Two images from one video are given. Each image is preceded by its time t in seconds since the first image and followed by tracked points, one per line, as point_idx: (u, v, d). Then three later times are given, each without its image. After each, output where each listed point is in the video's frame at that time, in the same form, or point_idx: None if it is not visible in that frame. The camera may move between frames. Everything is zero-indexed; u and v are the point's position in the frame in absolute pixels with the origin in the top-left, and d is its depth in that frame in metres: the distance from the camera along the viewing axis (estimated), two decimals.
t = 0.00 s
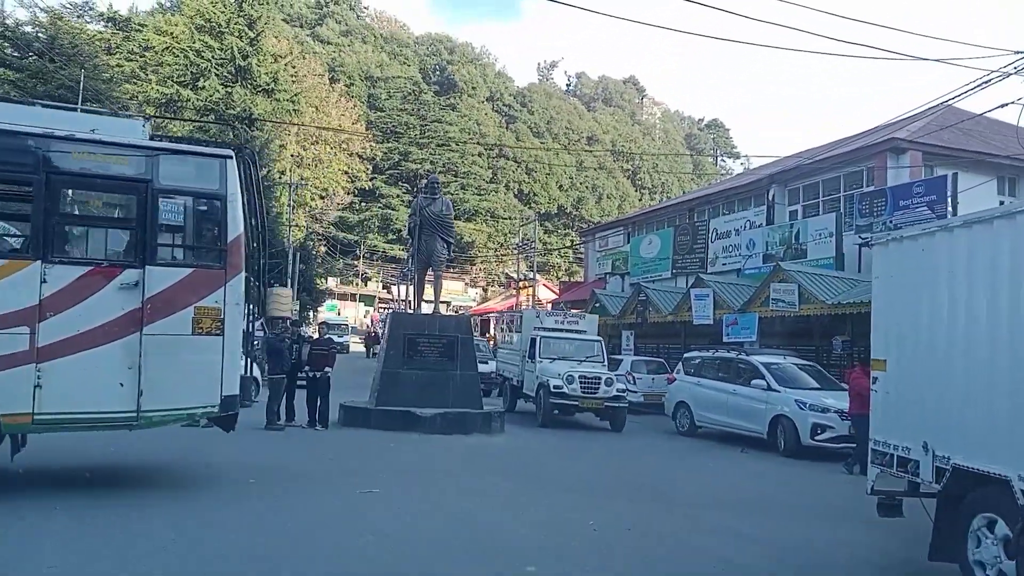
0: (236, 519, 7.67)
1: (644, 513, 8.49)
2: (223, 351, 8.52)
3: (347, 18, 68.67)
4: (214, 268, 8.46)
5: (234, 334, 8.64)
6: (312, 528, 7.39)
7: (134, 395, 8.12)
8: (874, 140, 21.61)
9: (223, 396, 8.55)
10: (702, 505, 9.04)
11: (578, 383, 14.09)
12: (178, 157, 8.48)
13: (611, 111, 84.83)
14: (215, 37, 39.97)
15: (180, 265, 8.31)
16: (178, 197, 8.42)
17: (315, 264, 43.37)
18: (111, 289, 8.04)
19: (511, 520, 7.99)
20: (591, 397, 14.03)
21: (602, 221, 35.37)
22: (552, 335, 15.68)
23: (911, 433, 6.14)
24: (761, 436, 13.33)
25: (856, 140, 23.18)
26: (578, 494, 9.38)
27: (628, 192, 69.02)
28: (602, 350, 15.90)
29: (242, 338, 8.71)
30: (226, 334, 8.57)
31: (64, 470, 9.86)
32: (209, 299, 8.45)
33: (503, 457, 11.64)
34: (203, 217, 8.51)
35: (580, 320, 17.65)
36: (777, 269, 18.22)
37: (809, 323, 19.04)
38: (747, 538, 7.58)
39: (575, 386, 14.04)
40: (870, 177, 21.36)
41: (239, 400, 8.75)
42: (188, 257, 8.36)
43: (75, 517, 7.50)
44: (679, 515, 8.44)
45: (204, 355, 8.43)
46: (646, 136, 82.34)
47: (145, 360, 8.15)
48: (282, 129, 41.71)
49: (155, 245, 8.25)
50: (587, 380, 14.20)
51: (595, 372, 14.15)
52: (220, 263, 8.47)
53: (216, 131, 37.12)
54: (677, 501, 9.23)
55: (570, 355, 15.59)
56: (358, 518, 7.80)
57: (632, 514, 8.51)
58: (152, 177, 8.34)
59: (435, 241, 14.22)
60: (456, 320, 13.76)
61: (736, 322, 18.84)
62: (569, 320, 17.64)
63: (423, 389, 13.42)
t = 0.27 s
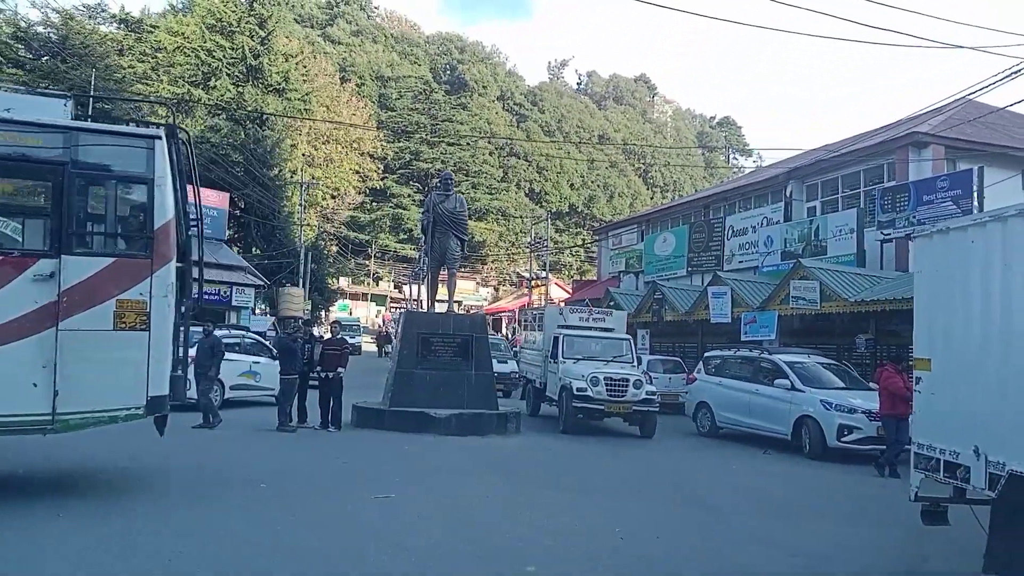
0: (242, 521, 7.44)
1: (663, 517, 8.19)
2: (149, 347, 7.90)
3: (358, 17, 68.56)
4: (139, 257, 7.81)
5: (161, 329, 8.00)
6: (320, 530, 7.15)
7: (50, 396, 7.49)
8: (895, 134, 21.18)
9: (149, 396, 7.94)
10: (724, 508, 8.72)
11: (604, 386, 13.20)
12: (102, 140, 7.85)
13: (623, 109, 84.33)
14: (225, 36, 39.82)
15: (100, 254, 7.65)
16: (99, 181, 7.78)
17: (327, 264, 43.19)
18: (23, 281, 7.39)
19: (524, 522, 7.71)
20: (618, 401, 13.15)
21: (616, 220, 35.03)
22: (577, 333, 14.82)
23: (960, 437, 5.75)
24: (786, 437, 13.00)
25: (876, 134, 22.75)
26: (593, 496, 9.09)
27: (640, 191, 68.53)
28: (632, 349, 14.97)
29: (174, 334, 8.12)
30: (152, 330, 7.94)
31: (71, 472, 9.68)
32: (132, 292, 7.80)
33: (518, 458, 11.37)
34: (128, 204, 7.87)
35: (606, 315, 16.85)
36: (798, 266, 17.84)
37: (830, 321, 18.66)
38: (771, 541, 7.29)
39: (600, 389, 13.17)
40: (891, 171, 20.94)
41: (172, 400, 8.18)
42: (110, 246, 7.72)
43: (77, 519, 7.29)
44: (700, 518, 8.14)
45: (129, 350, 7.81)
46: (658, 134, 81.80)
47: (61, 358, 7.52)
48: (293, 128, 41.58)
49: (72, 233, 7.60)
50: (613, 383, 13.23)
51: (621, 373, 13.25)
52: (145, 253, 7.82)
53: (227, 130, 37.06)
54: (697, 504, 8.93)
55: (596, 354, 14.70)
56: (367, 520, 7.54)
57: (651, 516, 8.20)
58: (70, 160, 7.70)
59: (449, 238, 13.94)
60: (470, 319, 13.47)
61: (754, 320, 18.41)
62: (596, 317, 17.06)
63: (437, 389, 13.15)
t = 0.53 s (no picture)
0: (254, 526, 7.23)
1: (688, 521, 7.91)
2: (65, 343, 7.22)
3: (370, 19, 68.50)
4: (56, 247, 7.15)
5: (82, 325, 7.32)
6: (334, 535, 6.93)
7: None
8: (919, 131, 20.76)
9: (68, 398, 7.25)
10: (749, 512, 8.44)
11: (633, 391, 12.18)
12: (17, 120, 7.23)
13: (635, 109, 83.85)
14: (238, 37, 39.72)
15: (9, 243, 6.99)
16: (11, 164, 7.13)
17: (340, 265, 43.06)
18: None
19: (545, 527, 7.46)
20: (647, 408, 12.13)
21: (630, 220, 34.67)
22: (604, 334, 13.78)
23: (1015, 442, 5.42)
24: (811, 441, 12.69)
25: (898, 131, 22.32)
26: (613, 499, 8.83)
27: (653, 191, 68.05)
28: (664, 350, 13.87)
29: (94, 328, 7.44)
30: (71, 326, 7.25)
31: (81, 477, 9.51)
32: (48, 285, 7.13)
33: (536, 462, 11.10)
34: (44, 190, 7.22)
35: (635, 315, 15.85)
36: (820, 265, 17.41)
37: (852, 321, 18.27)
38: (801, 549, 7.00)
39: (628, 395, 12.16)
40: (915, 169, 20.52)
41: (96, 400, 7.52)
42: (24, 234, 7.07)
43: (84, 525, 7.11)
44: (727, 522, 7.86)
45: (45, 348, 7.14)
46: (671, 134, 81.24)
47: None
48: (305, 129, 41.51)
49: None
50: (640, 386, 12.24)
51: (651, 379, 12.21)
52: (63, 242, 7.16)
53: (240, 131, 37.07)
54: (722, 508, 8.64)
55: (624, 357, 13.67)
56: (383, 525, 7.30)
57: (674, 520, 7.94)
58: None
59: (464, 237, 13.67)
60: (486, 319, 13.17)
61: (774, 321, 17.99)
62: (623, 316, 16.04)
63: (453, 391, 12.87)
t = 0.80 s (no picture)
0: (271, 533, 7.06)
1: (716, 528, 7.66)
2: None
3: (382, 21, 68.42)
4: None
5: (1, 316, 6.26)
6: (352, 542, 6.74)
7: None
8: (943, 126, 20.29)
9: None
10: (778, 519, 8.16)
11: (661, 396, 11.43)
12: None
13: (649, 108, 83.35)
14: (252, 38, 39.64)
15: None
16: None
17: (354, 266, 42.88)
18: None
19: (569, 534, 7.19)
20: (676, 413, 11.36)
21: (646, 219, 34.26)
22: (631, 333, 12.88)
23: None
24: (839, 445, 12.35)
25: (921, 127, 21.86)
26: (636, 506, 8.59)
27: (666, 191, 67.59)
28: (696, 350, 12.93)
29: (1, 315, 6.20)
30: None
31: (94, 482, 9.36)
32: None
33: (556, 467, 10.86)
34: None
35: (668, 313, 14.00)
36: (844, 263, 16.94)
37: (876, 322, 17.89)
38: (837, 557, 6.70)
39: (657, 400, 11.40)
40: (939, 165, 20.03)
41: (1, 401, 6.25)
42: None
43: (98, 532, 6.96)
44: (756, 530, 7.60)
45: None
46: (684, 134, 80.72)
47: None
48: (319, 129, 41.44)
49: None
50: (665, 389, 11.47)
51: (681, 383, 11.41)
52: None
53: (253, 132, 37.06)
54: (750, 514, 8.37)
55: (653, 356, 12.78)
56: (401, 532, 7.06)
57: (701, 528, 7.68)
58: None
59: (480, 237, 13.40)
60: (503, 319, 12.90)
61: (795, 321, 17.71)
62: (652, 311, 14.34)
63: (468, 393, 12.62)
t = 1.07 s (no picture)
0: (287, 542, 6.79)
1: (749, 538, 7.32)
2: None
3: (396, 23, 68.25)
4: None
5: None
6: (372, 553, 6.46)
7: None
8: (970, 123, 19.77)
9: None
10: (814, 527, 7.81)
11: (689, 402, 10.72)
12: None
13: (663, 109, 82.84)
14: (267, 40, 39.62)
15: None
16: None
17: (368, 267, 42.68)
18: None
19: (594, 546, 6.87)
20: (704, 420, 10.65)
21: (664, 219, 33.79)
22: (658, 334, 12.27)
23: None
24: (869, 450, 11.94)
25: (947, 125, 21.34)
26: (663, 512, 8.27)
27: (681, 192, 67.07)
28: (729, 352, 12.20)
29: None
30: None
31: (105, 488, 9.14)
32: None
33: (578, 473, 10.53)
34: None
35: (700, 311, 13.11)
36: (871, 263, 16.52)
37: (902, 324, 17.44)
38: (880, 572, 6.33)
39: (683, 406, 10.70)
40: (967, 163, 19.53)
41: None
42: None
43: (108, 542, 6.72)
44: (792, 538, 7.26)
45: None
46: (699, 135, 80.17)
47: None
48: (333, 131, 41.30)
49: None
50: (691, 399, 10.75)
51: (708, 388, 10.70)
52: None
53: (268, 134, 36.99)
54: (782, 524, 8.02)
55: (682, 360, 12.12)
56: (422, 543, 6.76)
57: (733, 537, 7.35)
58: None
59: (498, 236, 13.11)
60: (523, 320, 12.58)
61: (820, 323, 17.29)
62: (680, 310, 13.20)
63: (487, 396, 12.31)
